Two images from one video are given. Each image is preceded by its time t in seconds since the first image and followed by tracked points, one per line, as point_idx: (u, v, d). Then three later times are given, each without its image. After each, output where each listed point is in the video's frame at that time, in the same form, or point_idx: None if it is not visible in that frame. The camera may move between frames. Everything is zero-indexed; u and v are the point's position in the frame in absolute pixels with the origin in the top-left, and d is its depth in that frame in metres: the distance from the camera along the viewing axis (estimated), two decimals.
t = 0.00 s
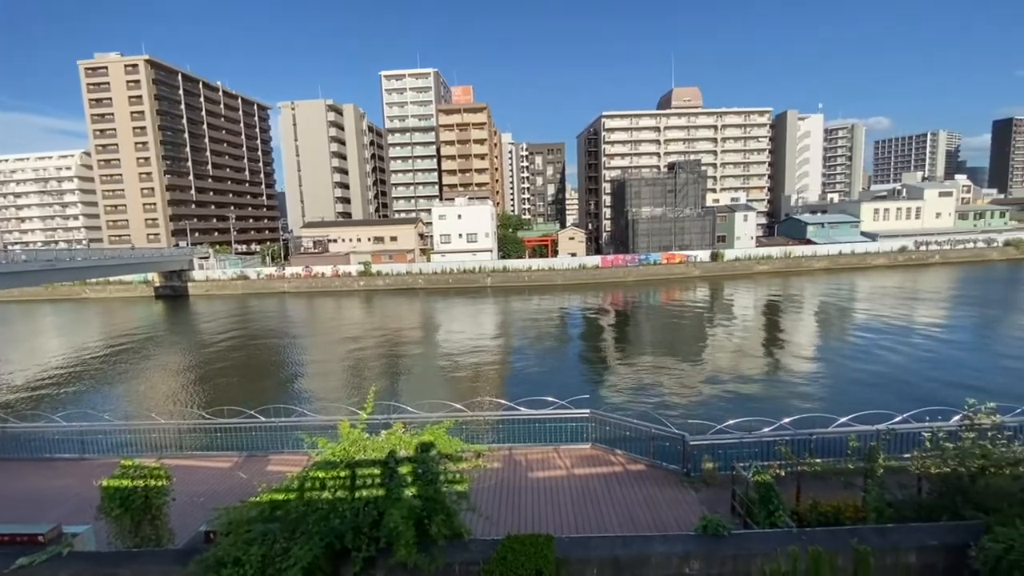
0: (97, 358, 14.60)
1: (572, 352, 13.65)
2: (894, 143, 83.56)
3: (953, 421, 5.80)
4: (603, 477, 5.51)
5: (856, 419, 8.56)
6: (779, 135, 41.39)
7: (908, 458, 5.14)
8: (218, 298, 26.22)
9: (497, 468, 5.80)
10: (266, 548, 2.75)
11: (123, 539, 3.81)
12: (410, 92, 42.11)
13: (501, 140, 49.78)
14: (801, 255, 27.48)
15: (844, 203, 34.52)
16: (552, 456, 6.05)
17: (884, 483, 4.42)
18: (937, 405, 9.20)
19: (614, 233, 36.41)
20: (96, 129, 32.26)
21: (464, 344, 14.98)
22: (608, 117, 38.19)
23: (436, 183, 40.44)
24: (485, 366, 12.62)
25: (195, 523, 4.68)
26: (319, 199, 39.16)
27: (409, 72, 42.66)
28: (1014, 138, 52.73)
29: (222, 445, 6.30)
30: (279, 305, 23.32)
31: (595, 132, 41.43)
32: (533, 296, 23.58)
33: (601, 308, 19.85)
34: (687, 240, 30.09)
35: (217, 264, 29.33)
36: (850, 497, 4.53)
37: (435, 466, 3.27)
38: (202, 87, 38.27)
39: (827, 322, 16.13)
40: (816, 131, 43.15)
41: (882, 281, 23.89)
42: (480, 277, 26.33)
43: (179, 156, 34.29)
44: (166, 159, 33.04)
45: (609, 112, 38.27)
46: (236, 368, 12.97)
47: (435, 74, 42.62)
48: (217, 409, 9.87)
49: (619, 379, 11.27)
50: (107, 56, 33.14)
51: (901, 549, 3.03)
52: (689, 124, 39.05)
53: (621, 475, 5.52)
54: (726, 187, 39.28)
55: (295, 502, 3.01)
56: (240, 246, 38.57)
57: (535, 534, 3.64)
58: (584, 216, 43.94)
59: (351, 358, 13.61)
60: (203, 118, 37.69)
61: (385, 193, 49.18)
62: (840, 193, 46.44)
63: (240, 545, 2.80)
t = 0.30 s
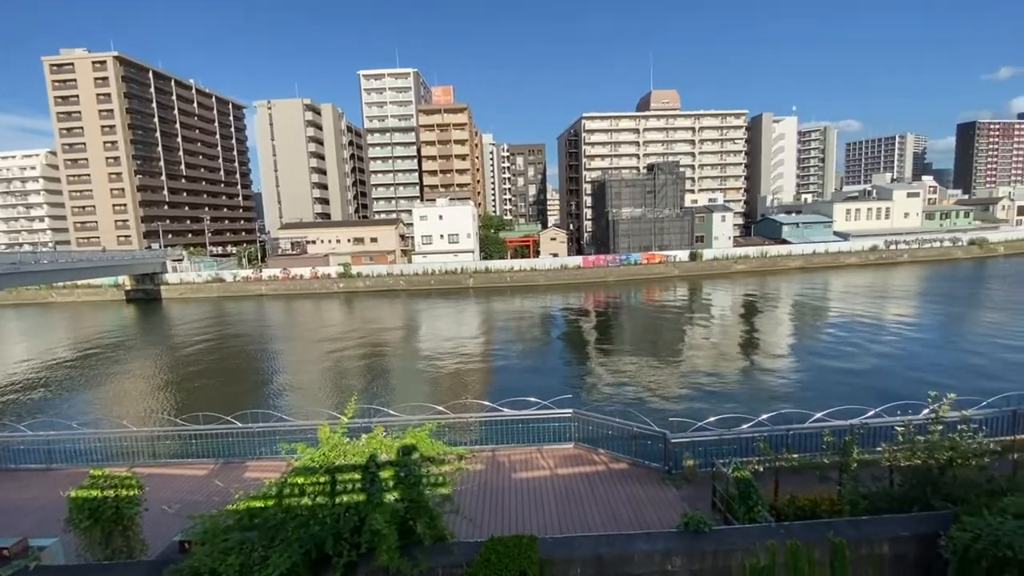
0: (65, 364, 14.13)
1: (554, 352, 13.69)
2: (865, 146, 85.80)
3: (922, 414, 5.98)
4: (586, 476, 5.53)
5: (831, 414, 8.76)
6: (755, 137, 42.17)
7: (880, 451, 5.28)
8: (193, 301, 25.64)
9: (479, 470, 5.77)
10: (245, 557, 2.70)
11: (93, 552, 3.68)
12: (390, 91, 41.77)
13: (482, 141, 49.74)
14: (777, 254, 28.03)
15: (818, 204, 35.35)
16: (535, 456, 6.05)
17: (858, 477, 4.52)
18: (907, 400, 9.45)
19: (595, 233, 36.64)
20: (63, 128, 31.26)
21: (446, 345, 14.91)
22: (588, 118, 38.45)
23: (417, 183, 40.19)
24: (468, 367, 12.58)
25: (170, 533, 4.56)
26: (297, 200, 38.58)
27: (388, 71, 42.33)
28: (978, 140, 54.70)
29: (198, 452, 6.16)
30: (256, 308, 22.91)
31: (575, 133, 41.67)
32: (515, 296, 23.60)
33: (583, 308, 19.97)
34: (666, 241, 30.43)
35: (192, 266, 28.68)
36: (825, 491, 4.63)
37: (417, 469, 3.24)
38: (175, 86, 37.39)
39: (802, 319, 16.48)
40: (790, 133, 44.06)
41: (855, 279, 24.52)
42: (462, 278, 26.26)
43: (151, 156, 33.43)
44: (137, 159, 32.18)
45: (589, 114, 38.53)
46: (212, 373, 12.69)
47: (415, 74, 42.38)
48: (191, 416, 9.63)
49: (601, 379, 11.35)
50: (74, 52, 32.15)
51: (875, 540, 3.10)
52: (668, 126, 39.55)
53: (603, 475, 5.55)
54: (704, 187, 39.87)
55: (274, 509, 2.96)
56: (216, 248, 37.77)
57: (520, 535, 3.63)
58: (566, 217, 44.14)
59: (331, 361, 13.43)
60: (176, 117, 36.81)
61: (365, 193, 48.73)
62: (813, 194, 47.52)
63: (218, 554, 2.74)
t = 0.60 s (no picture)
0: (29, 371, 13.65)
1: (537, 352, 13.71)
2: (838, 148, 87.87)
3: (893, 409, 6.13)
4: (569, 476, 5.54)
5: (807, 410, 8.95)
6: (731, 138, 42.88)
7: (854, 445, 5.40)
8: (166, 305, 25.01)
9: (463, 472, 5.73)
10: (222, 566, 2.65)
11: (63, 565, 3.56)
12: (369, 91, 41.33)
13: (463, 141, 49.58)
14: (753, 253, 28.55)
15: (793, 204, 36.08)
16: (519, 457, 6.03)
17: (834, 471, 4.61)
18: (878, 394, 9.72)
19: (576, 233, 36.82)
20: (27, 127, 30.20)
21: (428, 346, 14.81)
22: (568, 119, 38.63)
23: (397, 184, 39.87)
24: (450, 369, 12.51)
25: (143, 544, 4.44)
26: (274, 200, 37.94)
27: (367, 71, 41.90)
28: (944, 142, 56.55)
29: (173, 460, 5.99)
30: (232, 311, 22.45)
31: (555, 134, 41.83)
32: (497, 297, 23.58)
33: (565, 308, 20.03)
34: (646, 240, 30.74)
35: (165, 268, 27.98)
36: (803, 484, 4.71)
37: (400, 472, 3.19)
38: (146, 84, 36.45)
39: (778, 317, 16.78)
40: (766, 134, 44.92)
41: (829, 278, 25.10)
42: (443, 279, 26.12)
43: (121, 156, 32.51)
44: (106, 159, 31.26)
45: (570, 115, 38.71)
46: (186, 379, 12.35)
47: (394, 74, 42.04)
48: (164, 422, 9.36)
49: (583, 378, 11.40)
50: (39, 48, 31.11)
51: (850, 532, 3.16)
52: (647, 127, 39.96)
53: (587, 474, 5.57)
54: (682, 188, 40.38)
55: (252, 517, 2.90)
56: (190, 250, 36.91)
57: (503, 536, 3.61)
58: (547, 218, 44.26)
59: (310, 365, 13.24)
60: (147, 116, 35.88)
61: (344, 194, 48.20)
62: (788, 194, 48.51)
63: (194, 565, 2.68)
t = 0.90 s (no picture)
0: None
1: (518, 352, 13.71)
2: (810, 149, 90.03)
3: (865, 403, 6.28)
4: (552, 475, 5.55)
5: (782, 405, 9.13)
6: (708, 140, 43.58)
7: (829, 439, 5.52)
8: (137, 308, 24.31)
9: (446, 473, 5.70)
10: None
11: None
12: (347, 90, 40.85)
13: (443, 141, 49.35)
14: (730, 253, 29.03)
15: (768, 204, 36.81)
16: (501, 457, 6.02)
17: (809, 464, 4.71)
18: (850, 389, 9.98)
19: (557, 233, 36.93)
20: None
21: (408, 348, 14.71)
22: (548, 120, 38.77)
23: (376, 184, 39.50)
24: (431, 370, 12.43)
25: (113, 557, 4.30)
26: (250, 201, 37.21)
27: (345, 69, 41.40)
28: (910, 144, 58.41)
29: (145, 468, 5.83)
30: (206, 314, 21.93)
31: (535, 134, 41.93)
32: (478, 297, 23.54)
33: (546, 308, 20.07)
34: (626, 240, 31.02)
35: (135, 271, 27.21)
36: (780, 479, 4.80)
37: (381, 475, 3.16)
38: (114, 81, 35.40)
39: (755, 316, 17.08)
40: (741, 136, 45.77)
41: (803, 276, 25.66)
42: (424, 280, 25.95)
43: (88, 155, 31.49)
44: (72, 158, 30.23)
45: (549, 115, 38.84)
46: (159, 385, 12.01)
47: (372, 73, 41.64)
48: (136, 430, 9.11)
49: (563, 378, 11.45)
50: None
51: (825, 524, 3.22)
52: (625, 128, 40.34)
53: (569, 472, 5.59)
54: (661, 188, 40.86)
55: (229, 525, 2.83)
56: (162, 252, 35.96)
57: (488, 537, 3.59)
58: (528, 218, 44.32)
59: (288, 368, 13.02)
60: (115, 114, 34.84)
61: (321, 194, 47.55)
62: (763, 194, 49.47)
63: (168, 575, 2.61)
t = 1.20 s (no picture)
0: None
1: (498, 353, 13.70)
2: (782, 151, 92.11)
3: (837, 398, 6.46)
4: (534, 474, 5.55)
5: (759, 401, 9.31)
6: (684, 141, 44.22)
7: (803, 433, 5.65)
8: (105, 312, 23.56)
9: (427, 476, 5.66)
10: None
11: None
12: (323, 88, 40.28)
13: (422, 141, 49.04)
14: (706, 253, 29.50)
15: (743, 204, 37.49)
16: (483, 458, 6.00)
17: (785, 458, 4.81)
18: (823, 384, 10.22)
19: (537, 233, 37.00)
20: None
21: (388, 349, 14.58)
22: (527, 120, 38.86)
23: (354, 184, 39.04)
24: (411, 372, 12.33)
25: (80, 569, 4.15)
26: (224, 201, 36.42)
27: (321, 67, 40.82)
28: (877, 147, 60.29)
29: (115, 477, 5.65)
30: (178, 317, 21.36)
31: (515, 135, 41.98)
32: (458, 298, 23.46)
33: (526, 309, 20.09)
34: (605, 240, 31.27)
35: (103, 273, 26.37)
36: (757, 473, 4.89)
37: (361, 480, 3.13)
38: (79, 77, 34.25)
39: (731, 314, 17.38)
40: (717, 137, 46.55)
41: (777, 274, 26.22)
42: (403, 281, 25.74)
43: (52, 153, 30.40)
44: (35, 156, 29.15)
45: (528, 116, 38.94)
46: (128, 390, 11.69)
47: (349, 71, 41.15)
48: (105, 437, 8.86)
49: (544, 377, 11.47)
50: None
51: (801, 517, 3.28)
52: (604, 129, 40.67)
53: (551, 471, 5.60)
54: (639, 189, 41.30)
55: (204, 533, 2.74)
56: (131, 253, 34.93)
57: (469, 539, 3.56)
58: (508, 218, 44.34)
59: (264, 371, 12.79)
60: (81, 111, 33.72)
61: (297, 195, 46.80)
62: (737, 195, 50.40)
63: None
